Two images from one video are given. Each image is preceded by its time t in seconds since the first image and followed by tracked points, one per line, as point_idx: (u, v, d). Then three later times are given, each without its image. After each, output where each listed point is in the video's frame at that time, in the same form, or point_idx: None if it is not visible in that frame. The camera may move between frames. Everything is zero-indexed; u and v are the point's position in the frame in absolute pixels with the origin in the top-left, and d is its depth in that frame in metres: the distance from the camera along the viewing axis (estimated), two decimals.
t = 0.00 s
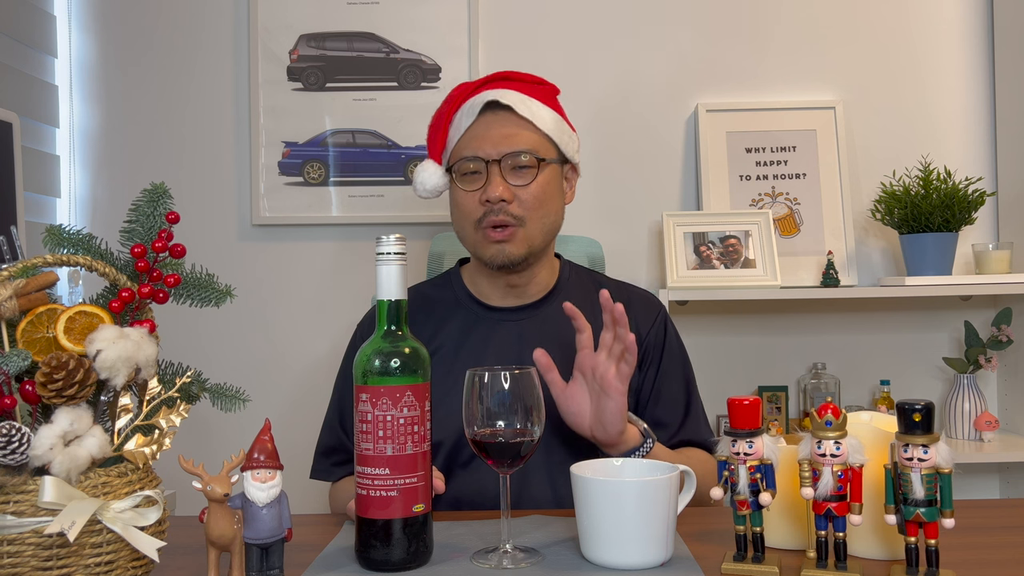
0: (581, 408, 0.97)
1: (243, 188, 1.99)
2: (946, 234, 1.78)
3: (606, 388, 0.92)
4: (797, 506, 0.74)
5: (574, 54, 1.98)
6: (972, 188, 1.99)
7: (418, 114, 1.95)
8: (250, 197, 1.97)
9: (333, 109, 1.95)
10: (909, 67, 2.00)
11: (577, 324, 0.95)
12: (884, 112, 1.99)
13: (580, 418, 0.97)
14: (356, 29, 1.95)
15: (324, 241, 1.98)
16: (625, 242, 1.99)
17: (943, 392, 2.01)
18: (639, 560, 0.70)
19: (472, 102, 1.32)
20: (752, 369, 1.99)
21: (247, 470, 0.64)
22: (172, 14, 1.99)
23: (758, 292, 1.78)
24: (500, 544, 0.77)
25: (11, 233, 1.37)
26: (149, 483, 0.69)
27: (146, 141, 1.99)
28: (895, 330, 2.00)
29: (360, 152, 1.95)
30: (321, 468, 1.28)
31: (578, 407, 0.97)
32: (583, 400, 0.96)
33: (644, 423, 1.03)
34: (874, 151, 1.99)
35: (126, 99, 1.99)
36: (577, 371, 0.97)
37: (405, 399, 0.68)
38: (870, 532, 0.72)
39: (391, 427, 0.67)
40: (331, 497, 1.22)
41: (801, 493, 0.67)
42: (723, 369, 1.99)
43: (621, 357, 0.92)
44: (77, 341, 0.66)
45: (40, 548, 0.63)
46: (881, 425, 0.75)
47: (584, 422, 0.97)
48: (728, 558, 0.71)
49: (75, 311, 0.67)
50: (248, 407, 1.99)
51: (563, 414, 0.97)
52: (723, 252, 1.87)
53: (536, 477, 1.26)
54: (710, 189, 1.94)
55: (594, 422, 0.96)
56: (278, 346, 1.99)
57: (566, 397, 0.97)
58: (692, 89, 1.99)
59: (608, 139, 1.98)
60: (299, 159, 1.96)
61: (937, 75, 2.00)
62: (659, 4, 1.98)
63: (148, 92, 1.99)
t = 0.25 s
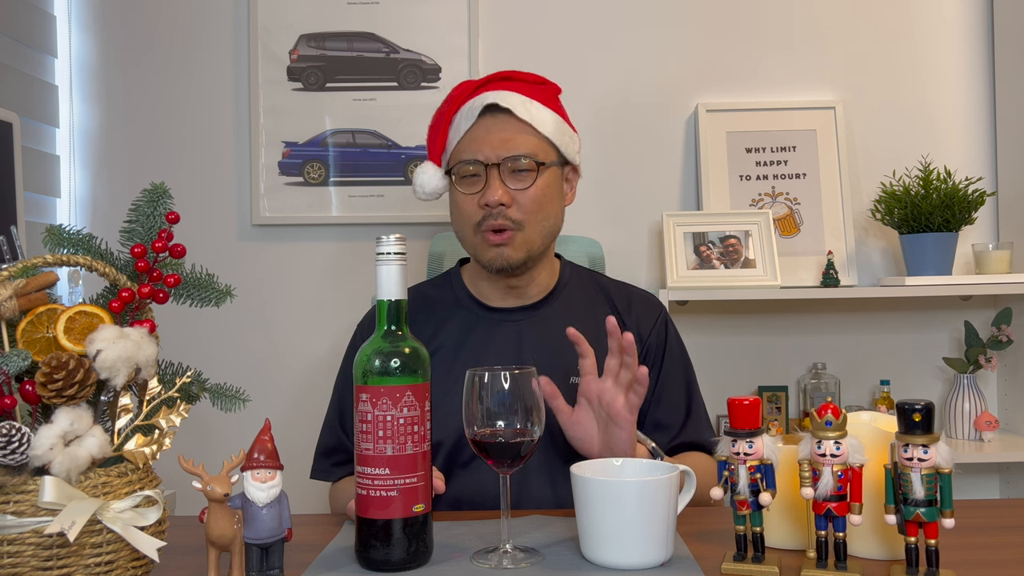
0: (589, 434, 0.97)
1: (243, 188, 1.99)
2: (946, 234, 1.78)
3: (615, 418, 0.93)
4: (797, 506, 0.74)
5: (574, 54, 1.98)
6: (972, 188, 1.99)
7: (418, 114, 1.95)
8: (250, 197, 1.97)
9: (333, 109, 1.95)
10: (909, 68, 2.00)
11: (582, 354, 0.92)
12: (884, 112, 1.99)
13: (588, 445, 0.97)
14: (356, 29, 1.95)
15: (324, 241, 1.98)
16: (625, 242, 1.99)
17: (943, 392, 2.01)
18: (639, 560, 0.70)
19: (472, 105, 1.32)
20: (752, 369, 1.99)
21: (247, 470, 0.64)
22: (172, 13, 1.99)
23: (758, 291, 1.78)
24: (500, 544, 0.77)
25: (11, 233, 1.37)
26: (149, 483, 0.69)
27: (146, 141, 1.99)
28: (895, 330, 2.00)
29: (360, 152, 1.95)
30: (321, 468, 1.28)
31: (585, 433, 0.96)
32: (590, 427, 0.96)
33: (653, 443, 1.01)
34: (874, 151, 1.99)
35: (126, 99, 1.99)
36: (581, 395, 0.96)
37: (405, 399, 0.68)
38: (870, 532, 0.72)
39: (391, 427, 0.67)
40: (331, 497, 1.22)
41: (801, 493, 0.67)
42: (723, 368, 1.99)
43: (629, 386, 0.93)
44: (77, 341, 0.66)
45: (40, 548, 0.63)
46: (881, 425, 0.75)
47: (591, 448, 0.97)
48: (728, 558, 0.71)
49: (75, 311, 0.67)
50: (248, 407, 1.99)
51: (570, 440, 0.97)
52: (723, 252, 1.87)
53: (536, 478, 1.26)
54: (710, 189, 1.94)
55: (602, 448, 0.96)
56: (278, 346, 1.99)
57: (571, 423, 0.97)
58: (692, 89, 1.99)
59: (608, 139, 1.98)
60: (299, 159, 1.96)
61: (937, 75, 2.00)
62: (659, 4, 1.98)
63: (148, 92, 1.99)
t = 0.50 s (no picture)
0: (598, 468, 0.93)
1: (243, 188, 1.99)
2: (946, 234, 1.78)
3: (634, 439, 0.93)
4: (797, 506, 0.74)
5: (574, 54, 1.98)
6: (972, 188, 1.99)
7: (418, 114, 1.95)
8: (250, 197, 1.97)
9: (333, 109, 1.95)
10: (909, 68, 2.00)
11: (586, 391, 0.90)
12: (884, 112, 1.99)
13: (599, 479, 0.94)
14: (356, 29, 1.95)
15: (324, 241, 1.98)
16: (625, 242, 1.99)
17: (943, 392, 2.01)
18: (639, 560, 0.70)
19: (472, 110, 1.31)
20: (752, 369, 1.99)
21: (247, 470, 0.64)
22: (172, 13, 1.99)
23: (758, 291, 1.78)
24: (500, 544, 0.77)
25: (11, 233, 1.37)
26: (149, 483, 0.69)
27: (146, 141, 1.99)
28: (895, 330, 2.00)
29: (360, 152, 1.95)
30: (321, 469, 1.28)
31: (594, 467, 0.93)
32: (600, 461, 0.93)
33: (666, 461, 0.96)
34: (874, 151, 1.99)
35: (126, 99, 1.99)
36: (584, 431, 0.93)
37: (405, 399, 0.68)
38: (870, 532, 0.72)
39: (391, 427, 0.67)
40: (331, 498, 1.22)
41: (801, 493, 0.67)
42: (723, 368, 1.99)
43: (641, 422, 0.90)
44: (77, 341, 0.66)
45: (40, 548, 0.63)
46: (881, 425, 0.75)
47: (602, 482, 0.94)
48: (728, 559, 0.71)
49: (75, 311, 0.67)
50: (248, 407, 1.99)
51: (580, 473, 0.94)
52: (723, 252, 1.87)
53: (536, 478, 1.26)
54: (710, 189, 1.94)
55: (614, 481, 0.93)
56: (278, 346, 1.99)
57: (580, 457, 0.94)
58: (692, 89, 1.99)
59: (608, 139, 1.98)
60: (299, 159, 1.96)
61: (937, 75, 2.00)
62: (659, 4, 1.99)
63: (148, 92, 1.99)
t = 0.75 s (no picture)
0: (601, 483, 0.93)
1: (243, 188, 1.99)
2: (946, 233, 1.78)
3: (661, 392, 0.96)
4: (797, 507, 0.74)
5: (574, 54, 1.98)
6: (972, 188, 1.99)
7: (418, 114, 1.95)
8: (250, 197, 1.97)
9: (333, 109, 1.95)
10: (909, 68, 2.00)
11: (600, 413, 0.88)
12: (884, 112, 1.99)
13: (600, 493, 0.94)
14: (356, 29, 1.95)
15: (324, 241, 1.98)
16: (624, 242, 1.99)
17: (942, 392, 2.01)
18: (639, 560, 0.70)
19: (473, 111, 1.31)
20: (752, 369, 1.99)
21: (247, 470, 0.64)
22: (172, 13, 1.99)
23: (758, 291, 1.78)
24: (500, 544, 0.77)
25: (11, 233, 1.37)
26: (149, 483, 0.69)
27: (146, 141, 1.99)
28: (895, 330, 2.00)
29: (360, 152, 1.95)
30: (321, 470, 1.28)
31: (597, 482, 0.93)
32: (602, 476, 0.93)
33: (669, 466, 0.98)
34: (874, 151, 1.99)
35: (126, 100, 1.99)
36: (590, 446, 0.92)
37: (405, 399, 0.68)
38: (870, 532, 0.72)
39: (391, 427, 0.67)
40: (332, 498, 1.22)
41: (801, 493, 0.67)
42: (723, 368, 1.99)
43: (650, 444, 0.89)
44: (77, 341, 0.66)
45: (40, 548, 0.63)
46: (881, 425, 0.75)
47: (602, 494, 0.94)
48: (728, 558, 0.71)
49: (75, 311, 0.67)
50: (248, 407, 1.99)
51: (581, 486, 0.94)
52: (723, 252, 1.87)
53: (536, 478, 1.26)
54: (710, 189, 1.94)
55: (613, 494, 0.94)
56: (278, 346, 1.99)
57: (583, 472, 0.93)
58: (692, 89, 1.99)
59: (608, 139, 1.98)
60: (299, 159, 1.96)
61: (937, 75, 2.00)
62: (660, 4, 1.98)
63: (148, 93, 1.99)
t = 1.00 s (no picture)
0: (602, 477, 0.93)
1: (243, 188, 1.99)
2: (946, 234, 1.78)
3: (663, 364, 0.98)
4: (797, 507, 0.74)
5: (574, 54, 1.98)
6: (972, 188, 1.99)
7: (417, 114, 1.95)
8: (250, 197, 1.97)
9: (333, 109, 1.95)
10: (909, 68, 2.00)
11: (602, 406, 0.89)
12: (884, 112, 1.99)
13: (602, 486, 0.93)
14: (357, 29, 1.95)
15: (325, 241, 1.98)
16: (624, 242, 1.99)
17: (942, 392, 2.01)
18: (639, 560, 0.70)
19: (471, 105, 1.31)
20: (752, 370, 1.99)
21: (247, 470, 0.64)
22: (172, 12, 1.99)
23: (758, 291, 1.78)
24: (500, 544, 0.77)
25: (11, 233, 1.37)
26: (149, 483, 0.69)
27: (146, 141, 1.99)
28: (895, 330, 2.00)
29: (360, 152, 1.95)
30: (321, 470, 1.28)
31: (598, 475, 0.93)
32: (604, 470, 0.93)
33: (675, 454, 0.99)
34: (874, 151, 1.99)
35: (126, 100, 1.99)
36: (592, 442, 0.92)
37: (405, 399, 0.68)
38: (870, 533, 0.72)
39: (391, 427, 0.67)
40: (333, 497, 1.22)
41: (801, 493, 0.67)
42: (723, 368, 1.99)
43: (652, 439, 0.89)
44: (77, 341, 0.66)
45: (40, 548, 0.63)
46: (881, 425, 0.75)
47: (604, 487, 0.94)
48: (728, 559, 0.71)
49: (75, 311, 0.67)
50: (248, 407, 1.99)
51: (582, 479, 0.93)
52: (723, 252, 1.87)
53: (537, 479, 1.26)
54: (710, 189, 1.94)
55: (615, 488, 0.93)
56: (278, 346, 1.99)
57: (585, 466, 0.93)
58: (692, 89, 1.99)
59: (609, 139, 1.98)
60: (299, 159, 1.96)
61: (937, 75, 2.00)
62: (660, 4, 1.98)
63: (148, 93, 1.99)
